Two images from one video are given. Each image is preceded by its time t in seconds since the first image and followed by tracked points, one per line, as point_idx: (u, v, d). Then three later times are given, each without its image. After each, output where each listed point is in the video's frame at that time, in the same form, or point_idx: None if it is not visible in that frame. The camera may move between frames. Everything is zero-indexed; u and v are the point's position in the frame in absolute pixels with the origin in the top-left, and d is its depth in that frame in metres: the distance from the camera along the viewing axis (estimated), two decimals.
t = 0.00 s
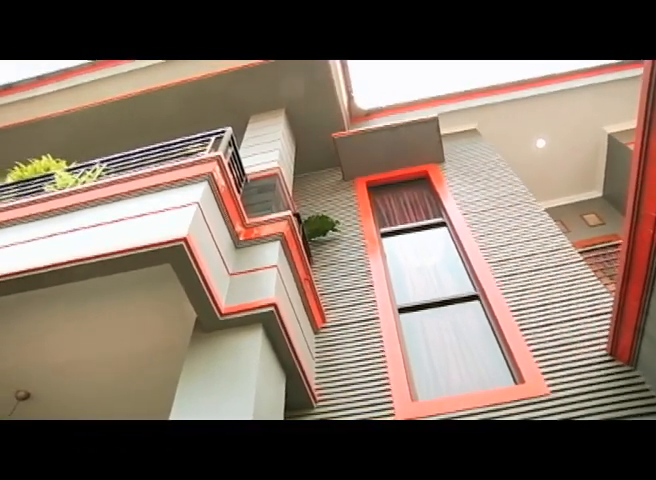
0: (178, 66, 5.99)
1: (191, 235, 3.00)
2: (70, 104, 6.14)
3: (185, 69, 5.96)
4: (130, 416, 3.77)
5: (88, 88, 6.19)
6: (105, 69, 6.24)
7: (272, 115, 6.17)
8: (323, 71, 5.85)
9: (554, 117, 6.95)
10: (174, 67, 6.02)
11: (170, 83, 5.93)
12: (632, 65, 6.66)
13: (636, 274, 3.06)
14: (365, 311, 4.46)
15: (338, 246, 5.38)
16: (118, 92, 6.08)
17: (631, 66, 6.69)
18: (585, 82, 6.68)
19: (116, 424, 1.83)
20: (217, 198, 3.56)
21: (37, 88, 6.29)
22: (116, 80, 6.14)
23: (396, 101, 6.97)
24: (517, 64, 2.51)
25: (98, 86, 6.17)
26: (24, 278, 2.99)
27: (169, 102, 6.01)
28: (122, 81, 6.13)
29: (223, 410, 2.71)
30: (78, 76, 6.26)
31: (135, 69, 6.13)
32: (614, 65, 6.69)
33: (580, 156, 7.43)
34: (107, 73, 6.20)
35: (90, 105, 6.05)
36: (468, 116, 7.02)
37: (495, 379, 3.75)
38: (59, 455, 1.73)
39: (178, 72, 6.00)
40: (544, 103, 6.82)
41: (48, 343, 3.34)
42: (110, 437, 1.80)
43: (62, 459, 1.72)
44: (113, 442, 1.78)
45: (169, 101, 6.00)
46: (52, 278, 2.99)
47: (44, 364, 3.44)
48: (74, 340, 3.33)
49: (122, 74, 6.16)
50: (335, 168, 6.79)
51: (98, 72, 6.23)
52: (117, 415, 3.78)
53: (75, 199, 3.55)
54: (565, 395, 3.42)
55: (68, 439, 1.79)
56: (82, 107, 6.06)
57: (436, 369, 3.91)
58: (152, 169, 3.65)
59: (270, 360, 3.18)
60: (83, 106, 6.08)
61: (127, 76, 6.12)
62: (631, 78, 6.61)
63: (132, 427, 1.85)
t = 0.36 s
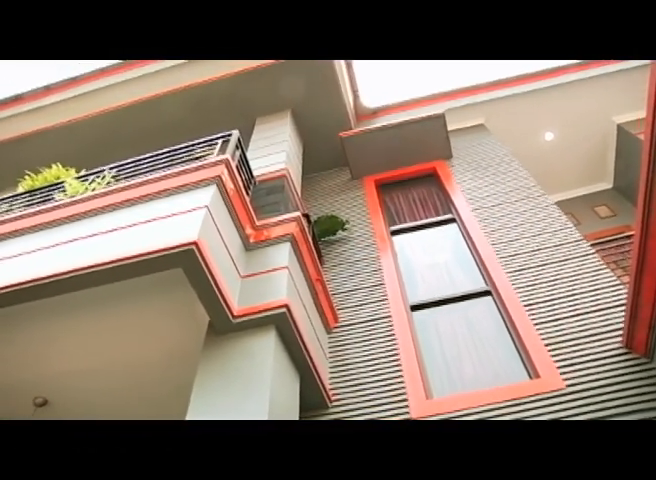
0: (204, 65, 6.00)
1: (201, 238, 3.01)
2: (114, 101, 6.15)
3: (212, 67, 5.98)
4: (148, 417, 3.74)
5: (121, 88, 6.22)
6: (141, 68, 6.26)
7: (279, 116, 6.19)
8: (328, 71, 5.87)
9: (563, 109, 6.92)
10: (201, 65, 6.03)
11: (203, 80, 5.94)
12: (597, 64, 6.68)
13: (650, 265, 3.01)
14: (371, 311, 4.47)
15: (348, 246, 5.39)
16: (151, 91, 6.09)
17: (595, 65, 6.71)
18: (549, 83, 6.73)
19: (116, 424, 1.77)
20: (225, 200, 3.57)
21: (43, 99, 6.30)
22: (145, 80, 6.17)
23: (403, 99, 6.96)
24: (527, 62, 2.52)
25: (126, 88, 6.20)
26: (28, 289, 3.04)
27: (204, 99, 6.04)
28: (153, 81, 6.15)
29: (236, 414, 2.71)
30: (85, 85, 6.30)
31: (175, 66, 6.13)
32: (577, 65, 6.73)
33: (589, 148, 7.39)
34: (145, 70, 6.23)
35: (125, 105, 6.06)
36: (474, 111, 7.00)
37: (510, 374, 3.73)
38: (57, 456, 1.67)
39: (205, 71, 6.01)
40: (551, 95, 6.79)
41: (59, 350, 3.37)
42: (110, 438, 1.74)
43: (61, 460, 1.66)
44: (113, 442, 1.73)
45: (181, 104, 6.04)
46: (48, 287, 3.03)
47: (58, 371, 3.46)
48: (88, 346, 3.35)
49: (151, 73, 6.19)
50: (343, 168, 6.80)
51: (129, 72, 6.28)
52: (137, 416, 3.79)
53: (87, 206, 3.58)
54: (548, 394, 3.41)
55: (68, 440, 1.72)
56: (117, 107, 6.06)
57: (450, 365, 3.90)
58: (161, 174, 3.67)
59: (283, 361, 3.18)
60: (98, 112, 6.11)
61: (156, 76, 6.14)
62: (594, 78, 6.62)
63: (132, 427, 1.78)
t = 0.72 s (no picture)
0: (227, 64, 6.01)
1: (212, 241, 3.02)
2: (141, 101, 6.18)
3: (234, 66, 6.01)
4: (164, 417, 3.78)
5: (146, 88, 6.22)
6: (163, 69, 6.26)
7: (286, 118, 6.20)
8: (334, 71, 5.88)
9: (571, 101, 6.87)
10: (221, 65, 6.05)
11: (223, 80, 5.98)
12: (570, 63, 6.72)
13: None
14: (379, 310, 4.47)
15: (359, 245, 5.39)
16: (175, 90, 6.11)
17: (569, 65, 6.75)
18: (527, 82, 6.82)
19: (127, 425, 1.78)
20: (235, 203, 3.58)
21: (53, 107, 6.37)
22: (166, 81, 6.18)
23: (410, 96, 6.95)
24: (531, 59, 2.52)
25: (146, 90, 6.20)
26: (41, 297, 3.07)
27: (227, 98, 6.06)
28: (174, 82, 6.16)
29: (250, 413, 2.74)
30: (92, 92, 6.35)
31: (199, 63, 6.13)
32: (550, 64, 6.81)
33: (599, 139, 7.33)
34: (162, 73, 6.23)
35: (153, 104, 6.07)
36: (482, 107, 6.97)
37: (525, 368, 3.71)
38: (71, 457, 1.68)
39: (227, 70, 6.03)
40: (559, 88, 6.74)
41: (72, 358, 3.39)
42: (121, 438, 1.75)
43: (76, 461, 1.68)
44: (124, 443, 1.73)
45: (189, 108, 6.07)
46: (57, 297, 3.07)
47: (74, 377, 3.49)
48: (103, 350, 3.37)
49: (170, 75, 6.19)
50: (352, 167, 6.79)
51: (146, 74, 6.28)
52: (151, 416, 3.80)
53: (104, 211, 3.60)
54: (540, 394, 3.39)
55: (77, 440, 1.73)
56: (144, 107, 6.08)
57: (464, 361, 3.88)
58: (170, 179, 3.69)
59: (298, 361, 3.19)
60: (107, 119, 6.16)
61: (178, 75, 6.14)
62: (589, 72, 6.61)
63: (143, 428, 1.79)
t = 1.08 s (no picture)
0: (239, 64, 6.04)
1: (221, 244, 3.03)
2: (160, 102, 6.19)
3: (244, 67, 6.03)
4: (183, 418, 3.74)
5: (165, 88, 6.23)
6: (181, 68, 6.25)
7: (293, 118, 6.21)
8: (340, 71, 5.88)
9: (578, 93, 6.82)
10: (234, 65, 6.09)
11: (236, 80, 6.01)
12: (550, 63, 6.73)
13: None
14: (384, 311, 4.47)
15: (369, 244, 5.38)
16: (192, 90, 6.12)
17: (549, 64, 6.76)
18: (512, 82, 6.89)
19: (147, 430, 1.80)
20: (243, 205, 3.59)
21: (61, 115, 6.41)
22: (184, 81, 6.18)
23: (416, 93, 6.93)
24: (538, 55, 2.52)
25: (165, 90, 6.22)
26: (57, 302, 3.09)
27: (243, 97, 6.08)
28: (191, 82, 6.16)
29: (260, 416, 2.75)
30: (100, 98, 6.38)
31: (215, 63, 6.16)
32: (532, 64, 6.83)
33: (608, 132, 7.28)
34: (181, 73, 6.23)
35: (173, 104, 6.08)
36: (489, 102, 6.94)
37: (539, 364, 3.69)
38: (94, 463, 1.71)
39: (239, 70, 6.06)
40: (566, 81, 6.69)
41: (86, 364, 3.42)
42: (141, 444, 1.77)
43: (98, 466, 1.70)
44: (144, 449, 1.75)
45: (196, 112, 6.10)
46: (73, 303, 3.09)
47: (89, 382, 3.51)
48: (117, 355, 3.39)
49: (187, 75, 6.19)
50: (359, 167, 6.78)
51: (166, 75, 6.28)
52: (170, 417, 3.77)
53: (125, 212, 3.61)
54: (548, 390, 3.37)
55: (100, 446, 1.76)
56: (164, 106, 6.09)
57: (477, 357, 3.86)
58: (179, 182, 3.70)
59: (311, 362, 3.20)
60: (115, 124, 6.20)
61: (195, 75, 6.15)
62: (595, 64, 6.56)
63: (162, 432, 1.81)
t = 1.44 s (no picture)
0: (249, 63, 6.08)
1: (230, 246, 3.04)
2: (177, 102, 6.22)
3: (255, 66, 6.06)
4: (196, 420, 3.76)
5: (182, 88, 6.27)
6: (195, 68, 6.31)
7: (299, 119, 6.23)
8: (345, 70, 5.89)
9: (585, 87, 6.79)
10: (244, 65, 6.14)
11: (246, 80, 6.04)
12: (538, 63, 6.82)
13: None
14: (389, 311, 4.47)
15: (377, 243, 5.38)
16: (206, 91, 6.16)
17: (537, 64, 6.84)
18: (501, 82, 6.94)
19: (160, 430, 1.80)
20: (250, 207, 3.60)
21: (69, 121, 6.47)
22: (197, 81, 6.24)
23: (421, 91, 6.92)
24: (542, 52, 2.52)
25: (180, 91, 6.25)
26: (72, 307, 3.13)
27: (254, 98, 6.11)
28: (204, 82, 6.22)
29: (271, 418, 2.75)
30: (107, 103, 6.42)
31: (227, 63, 6.20)
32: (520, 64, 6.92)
33: (615, 125, 7.24)
34: (195, 73, 6.29)
35: (185, 105, 6.12)
36: (495, 98, 6.93)
37: (550, 359, 3.67)
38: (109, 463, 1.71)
39: (249, 70, 6.10)
40: (572, 75, 6.67)
41: (99, 368, 3.44)
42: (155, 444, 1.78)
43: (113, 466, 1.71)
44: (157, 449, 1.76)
45: (203, 114, 6.13)
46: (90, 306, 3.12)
47: (102, 386, 3.54)
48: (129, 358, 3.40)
49: (201, 75, 6.25)
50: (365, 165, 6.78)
51: (180, 74, 6.33)
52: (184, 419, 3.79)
53: (140, 214, 3.62)
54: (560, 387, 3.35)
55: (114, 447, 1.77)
56: (179, 106, 6.13)
57: (488, 354, 3.85)
58: (186, 186, 3.72)
59: (321, 362, 3.20)
60: (123, 129, 6.24)
61: (208, 75, 6.20)
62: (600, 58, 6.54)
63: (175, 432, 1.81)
